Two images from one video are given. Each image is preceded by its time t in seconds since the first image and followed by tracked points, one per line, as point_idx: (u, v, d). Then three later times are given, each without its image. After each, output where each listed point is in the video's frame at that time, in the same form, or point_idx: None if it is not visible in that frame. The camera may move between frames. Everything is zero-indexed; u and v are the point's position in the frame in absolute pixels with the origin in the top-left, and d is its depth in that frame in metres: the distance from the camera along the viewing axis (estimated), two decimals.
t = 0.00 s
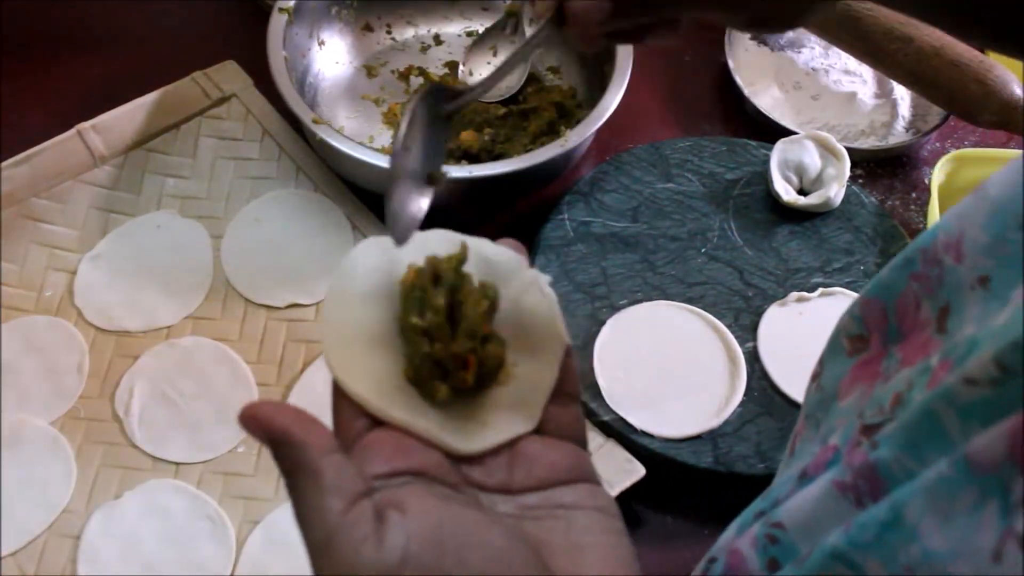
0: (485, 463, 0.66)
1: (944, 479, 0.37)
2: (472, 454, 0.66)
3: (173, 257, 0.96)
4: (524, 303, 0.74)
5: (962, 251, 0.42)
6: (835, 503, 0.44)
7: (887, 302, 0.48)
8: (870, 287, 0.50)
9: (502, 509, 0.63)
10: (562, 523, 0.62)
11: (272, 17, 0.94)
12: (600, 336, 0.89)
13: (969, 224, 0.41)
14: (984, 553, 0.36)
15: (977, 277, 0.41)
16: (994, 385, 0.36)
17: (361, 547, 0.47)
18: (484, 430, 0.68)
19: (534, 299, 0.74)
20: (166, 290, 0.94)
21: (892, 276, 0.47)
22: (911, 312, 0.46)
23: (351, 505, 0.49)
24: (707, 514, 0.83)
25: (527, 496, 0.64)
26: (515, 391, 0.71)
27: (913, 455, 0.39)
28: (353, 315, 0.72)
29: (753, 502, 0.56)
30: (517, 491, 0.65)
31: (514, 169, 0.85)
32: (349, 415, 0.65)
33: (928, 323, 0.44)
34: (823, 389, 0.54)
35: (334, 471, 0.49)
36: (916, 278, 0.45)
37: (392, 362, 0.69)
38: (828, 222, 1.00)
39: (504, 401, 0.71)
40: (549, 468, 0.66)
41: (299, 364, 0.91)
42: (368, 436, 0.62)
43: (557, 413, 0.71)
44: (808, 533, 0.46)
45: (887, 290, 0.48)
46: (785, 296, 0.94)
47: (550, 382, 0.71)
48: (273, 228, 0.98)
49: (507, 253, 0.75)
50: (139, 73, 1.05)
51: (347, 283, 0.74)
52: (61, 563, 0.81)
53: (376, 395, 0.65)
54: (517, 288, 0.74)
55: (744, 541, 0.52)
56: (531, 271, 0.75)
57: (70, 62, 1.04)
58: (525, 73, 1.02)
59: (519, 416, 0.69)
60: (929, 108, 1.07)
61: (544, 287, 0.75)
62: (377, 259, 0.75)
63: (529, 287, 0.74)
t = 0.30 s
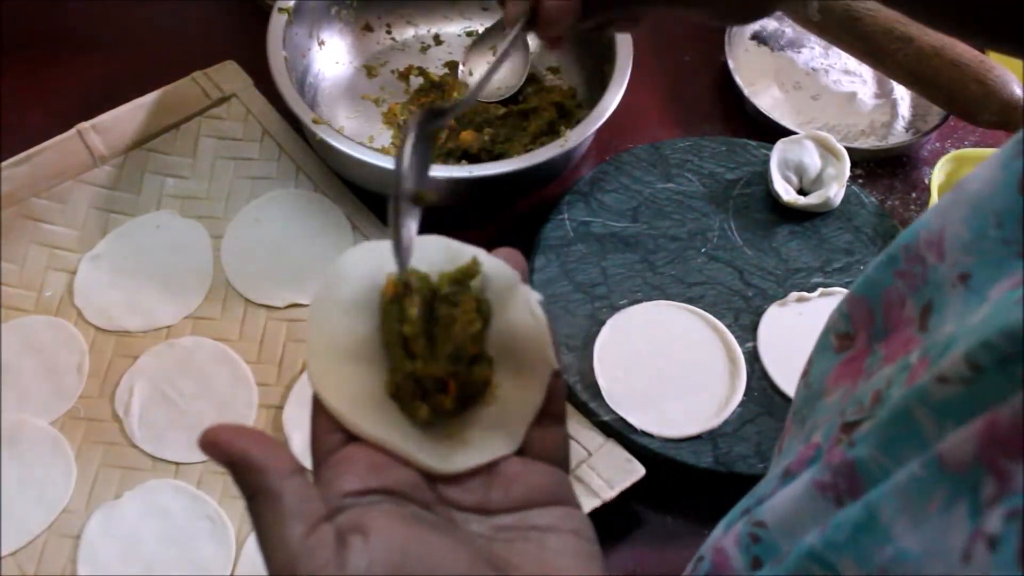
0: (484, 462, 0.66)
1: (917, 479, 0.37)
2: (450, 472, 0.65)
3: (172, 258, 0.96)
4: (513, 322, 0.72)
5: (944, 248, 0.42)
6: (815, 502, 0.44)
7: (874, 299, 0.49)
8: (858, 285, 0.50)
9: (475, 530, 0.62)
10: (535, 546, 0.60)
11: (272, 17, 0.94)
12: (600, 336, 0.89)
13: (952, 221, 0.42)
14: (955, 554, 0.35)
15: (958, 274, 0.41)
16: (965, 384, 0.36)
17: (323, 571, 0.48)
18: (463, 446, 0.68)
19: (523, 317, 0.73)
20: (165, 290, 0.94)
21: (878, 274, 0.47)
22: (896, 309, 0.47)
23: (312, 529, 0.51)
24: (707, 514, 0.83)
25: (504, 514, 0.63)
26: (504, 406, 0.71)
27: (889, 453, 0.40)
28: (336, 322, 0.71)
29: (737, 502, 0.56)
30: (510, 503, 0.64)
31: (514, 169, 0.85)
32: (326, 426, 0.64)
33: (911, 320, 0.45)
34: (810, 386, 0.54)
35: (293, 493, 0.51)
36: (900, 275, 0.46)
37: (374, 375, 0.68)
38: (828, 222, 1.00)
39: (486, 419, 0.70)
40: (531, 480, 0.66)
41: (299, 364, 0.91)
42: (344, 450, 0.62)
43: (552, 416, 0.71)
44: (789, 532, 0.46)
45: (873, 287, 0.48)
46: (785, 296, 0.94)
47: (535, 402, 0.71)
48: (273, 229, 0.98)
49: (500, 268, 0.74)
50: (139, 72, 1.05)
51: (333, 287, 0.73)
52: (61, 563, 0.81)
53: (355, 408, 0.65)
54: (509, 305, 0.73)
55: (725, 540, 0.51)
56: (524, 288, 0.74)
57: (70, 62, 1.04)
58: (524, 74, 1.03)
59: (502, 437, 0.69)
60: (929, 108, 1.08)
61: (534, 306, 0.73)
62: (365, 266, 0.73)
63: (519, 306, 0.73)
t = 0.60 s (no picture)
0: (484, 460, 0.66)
1: (897, 493, 0.36)
2: (445, 467, 0.65)
3: (173, 258, 0.96)
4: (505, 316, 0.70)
5: (929, 262, 0.41)
6: (797, 513, 0.43)
7: (862, 310, 0.47)
8: (845, 295, 0.49)
9: (471, 524, 0.62)
10: (529, 540, 0.59)
11: (272, 17, 0.94)
12: (600, 335, 0.89)
13: (936, 235, 0.40)
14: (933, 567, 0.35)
15: (945, 289, 0.40)
16: (948, 399, 0.35)
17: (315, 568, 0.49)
18: (458, 440, 0.67)
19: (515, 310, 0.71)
20: (165, 290, 0.94)
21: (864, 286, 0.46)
22: (884, 321, 0.45)
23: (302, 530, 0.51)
24: (707, 514, 0.82)
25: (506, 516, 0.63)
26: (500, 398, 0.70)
27: (872, 466, 0.39)
28: (330, 316, 0.71)
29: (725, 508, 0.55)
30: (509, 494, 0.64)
31: (515, 169, 0.85)
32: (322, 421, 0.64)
33: (899, 333, 0.43)
34: (799, 392, 0.53)
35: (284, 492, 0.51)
36: (887, 287, 0.44)
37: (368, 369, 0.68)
38: (828, 222, 1.00)
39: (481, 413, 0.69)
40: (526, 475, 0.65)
41: (299, 364, 0.91)
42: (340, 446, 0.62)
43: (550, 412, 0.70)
44: (773, 542, 0.45)
45: (861, 298, 0.47)
46: (785, 296, 0.94)
47: (528, 398, 0.69)
48: (272, 229, 0.98)
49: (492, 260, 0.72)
50: (138, 72, 1.05)
51: (326, 280, 0.72)
52: (60, 563, 0.81)
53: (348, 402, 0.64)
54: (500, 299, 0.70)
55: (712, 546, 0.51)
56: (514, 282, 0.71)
57: (70, 62, 1.04)
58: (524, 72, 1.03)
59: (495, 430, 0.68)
60: (929, 108, 1.07)
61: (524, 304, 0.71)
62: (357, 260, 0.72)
63: (511, 299, 0.71)
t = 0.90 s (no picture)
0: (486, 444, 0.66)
1: (886, 485, 0.36)
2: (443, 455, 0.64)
3: (173, 258, 0.96)
4: (501, 305, 0.69)
5: (927, 259, 0.41)
6: (793, 507, 0.43)
7: (861, 307, 0.47)
8: (845, 293, 0.49)
9: (473, 509, 0.62)
10: (530, 522, 0.61)
11: (272, 17, 0.94)
12: (600, 335, 0.89)
13: (934, 232, 0.41)
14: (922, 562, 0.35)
15: (941, 284, 0.40)
16: (942, 393, 0.35)
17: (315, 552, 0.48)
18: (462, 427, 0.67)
19: (510, 300, 0.69)
20: (165, 290, 0.94)
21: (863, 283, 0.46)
22: (881, 318, 0.45)
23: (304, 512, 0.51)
24: (707, 514, 0.82)
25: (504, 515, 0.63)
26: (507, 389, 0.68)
27: (865, 460, 0.38)
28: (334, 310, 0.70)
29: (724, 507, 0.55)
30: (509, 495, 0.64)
31: (514, 169, 0.85)
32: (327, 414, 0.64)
33: (896, 330, 0.43)
34: (798, 391, 0.53)
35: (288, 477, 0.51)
36: (885, 284, 0.44)
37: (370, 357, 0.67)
38: (828, 222, 1.00)
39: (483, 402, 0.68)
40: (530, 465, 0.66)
41: (299, 364, 0.91)
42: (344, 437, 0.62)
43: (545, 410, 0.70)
44: (770, 538, 0.45)
45: (860, 295, 0.47)
46: (785, 296, 0.94)
47: (527, 386, 0.68)
48: (272, 228, 0.98)
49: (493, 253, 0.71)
50: (138, 72, 1.05)
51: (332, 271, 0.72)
52: (60, 563, 0.81)
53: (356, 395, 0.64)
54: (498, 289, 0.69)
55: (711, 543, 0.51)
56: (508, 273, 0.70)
57: (70, 63, 1.04)
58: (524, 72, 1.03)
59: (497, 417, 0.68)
60: (929, 108, 1.08)
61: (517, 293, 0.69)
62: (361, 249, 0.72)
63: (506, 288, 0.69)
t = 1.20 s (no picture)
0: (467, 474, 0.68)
1: (893, 503, 0.37)
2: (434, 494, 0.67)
3: (173, 258, 0.96)
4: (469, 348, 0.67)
5: (917, 269, 0.40)
6: (793, 526, 0.43)
7: (850, 317, 0.46)
8: (833, 303, 0.48)
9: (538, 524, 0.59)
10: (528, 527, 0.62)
11: (272, 17, 0.94)
12: (600, 336, 0.89)
13: (921, 242, 0.40)
14: None
15: (933, 294, 0.39)
16: (943, 407, 0.35)
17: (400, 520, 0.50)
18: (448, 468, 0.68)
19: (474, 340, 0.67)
20: (165, 290, 0.94)
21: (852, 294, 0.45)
22: (872, 327, 0.44)
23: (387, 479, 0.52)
24: (707, 514, 0.82)
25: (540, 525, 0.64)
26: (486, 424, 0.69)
27: (867, 477, 0.38)
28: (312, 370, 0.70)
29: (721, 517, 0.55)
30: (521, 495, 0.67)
31: (515, 170, 0.86)
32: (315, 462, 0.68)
33: (888, 339, 0.43)
34: (789, 399, 0.52)
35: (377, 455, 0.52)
36: (875, 295, 0.43)
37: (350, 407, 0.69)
38: (828, 222, 1.00)
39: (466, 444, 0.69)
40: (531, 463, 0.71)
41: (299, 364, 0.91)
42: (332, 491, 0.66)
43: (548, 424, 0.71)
44: (771, 554, 0.45)
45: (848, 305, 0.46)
46: (785, 296, 0.94)
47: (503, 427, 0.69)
48: (272, 229, 0.98)
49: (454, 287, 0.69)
50: (138, 72, 1.05)
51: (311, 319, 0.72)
52: (61, 563, 0.82)
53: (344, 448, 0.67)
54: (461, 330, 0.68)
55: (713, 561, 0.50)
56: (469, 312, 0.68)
57: (70, 63, 1.04)
58: (525, 74, 1.03)
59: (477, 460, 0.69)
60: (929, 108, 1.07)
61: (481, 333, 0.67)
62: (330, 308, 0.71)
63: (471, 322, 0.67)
